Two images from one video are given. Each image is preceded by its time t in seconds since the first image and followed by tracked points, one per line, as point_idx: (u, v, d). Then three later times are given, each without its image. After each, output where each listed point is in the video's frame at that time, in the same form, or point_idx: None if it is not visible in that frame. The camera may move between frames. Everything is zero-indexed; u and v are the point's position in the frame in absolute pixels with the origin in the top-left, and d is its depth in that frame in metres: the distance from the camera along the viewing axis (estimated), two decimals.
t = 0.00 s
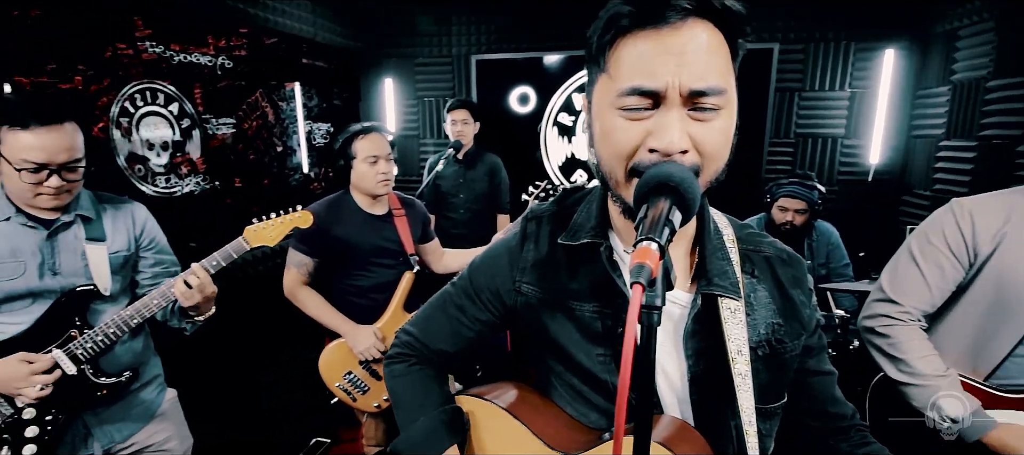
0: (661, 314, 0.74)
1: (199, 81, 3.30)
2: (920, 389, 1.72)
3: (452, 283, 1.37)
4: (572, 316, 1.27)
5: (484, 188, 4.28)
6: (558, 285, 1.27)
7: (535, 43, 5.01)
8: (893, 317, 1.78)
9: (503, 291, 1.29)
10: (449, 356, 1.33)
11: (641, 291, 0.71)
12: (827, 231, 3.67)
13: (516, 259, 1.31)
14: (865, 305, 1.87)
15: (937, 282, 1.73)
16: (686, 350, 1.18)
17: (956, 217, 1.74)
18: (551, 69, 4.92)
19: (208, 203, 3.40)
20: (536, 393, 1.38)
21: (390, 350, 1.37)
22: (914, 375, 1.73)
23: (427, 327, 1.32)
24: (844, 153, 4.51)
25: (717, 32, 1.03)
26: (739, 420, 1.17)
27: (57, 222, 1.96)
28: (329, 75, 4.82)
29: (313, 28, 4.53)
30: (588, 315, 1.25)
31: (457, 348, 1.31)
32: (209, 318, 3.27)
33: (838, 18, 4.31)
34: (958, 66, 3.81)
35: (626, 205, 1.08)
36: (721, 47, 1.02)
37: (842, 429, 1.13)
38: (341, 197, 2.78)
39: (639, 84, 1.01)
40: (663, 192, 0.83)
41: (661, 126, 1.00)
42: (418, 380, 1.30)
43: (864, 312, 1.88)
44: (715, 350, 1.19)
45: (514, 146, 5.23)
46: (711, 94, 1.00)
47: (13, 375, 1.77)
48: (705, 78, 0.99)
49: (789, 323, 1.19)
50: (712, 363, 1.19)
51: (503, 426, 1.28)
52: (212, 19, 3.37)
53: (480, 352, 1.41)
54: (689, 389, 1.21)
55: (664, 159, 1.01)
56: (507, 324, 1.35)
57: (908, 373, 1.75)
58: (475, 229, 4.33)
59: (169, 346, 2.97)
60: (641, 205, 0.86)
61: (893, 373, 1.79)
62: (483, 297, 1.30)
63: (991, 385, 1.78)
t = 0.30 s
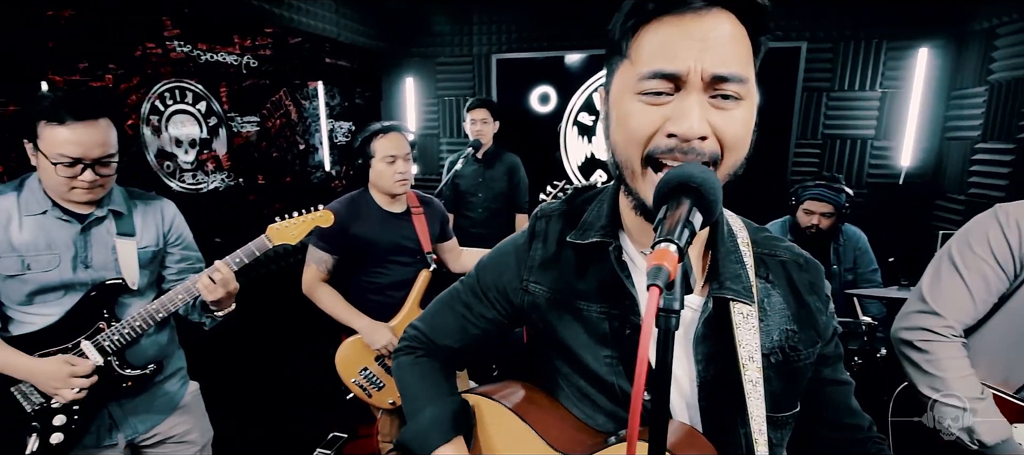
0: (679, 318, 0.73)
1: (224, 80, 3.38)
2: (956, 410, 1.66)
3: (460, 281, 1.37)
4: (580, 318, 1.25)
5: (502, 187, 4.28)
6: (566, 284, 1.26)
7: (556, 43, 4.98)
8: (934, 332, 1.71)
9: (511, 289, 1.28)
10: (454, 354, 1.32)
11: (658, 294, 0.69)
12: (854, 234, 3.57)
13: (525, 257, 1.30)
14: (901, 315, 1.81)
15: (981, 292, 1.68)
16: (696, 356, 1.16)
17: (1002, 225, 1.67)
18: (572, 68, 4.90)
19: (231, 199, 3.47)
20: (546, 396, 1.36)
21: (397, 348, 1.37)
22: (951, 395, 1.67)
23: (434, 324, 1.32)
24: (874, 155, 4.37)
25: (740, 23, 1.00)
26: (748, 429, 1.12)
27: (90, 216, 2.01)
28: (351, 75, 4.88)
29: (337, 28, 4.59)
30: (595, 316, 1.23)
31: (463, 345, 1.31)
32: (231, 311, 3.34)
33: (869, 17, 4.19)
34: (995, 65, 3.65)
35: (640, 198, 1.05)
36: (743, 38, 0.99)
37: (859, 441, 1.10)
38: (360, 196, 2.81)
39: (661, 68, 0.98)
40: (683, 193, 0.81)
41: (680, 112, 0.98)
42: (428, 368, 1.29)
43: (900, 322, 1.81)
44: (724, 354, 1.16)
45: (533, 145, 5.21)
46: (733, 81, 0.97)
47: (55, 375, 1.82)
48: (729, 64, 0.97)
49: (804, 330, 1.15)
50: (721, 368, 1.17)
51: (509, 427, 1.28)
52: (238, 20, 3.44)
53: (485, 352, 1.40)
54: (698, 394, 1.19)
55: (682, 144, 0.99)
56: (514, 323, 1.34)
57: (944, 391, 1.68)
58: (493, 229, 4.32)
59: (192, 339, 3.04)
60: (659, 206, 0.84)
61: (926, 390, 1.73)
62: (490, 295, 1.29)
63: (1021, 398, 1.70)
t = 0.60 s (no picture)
0: (691, 321, 0.71)
1: (247, 81, 3.43)
2: (992, 424, 1.58)
3: (474, 281, 1.36)
4: (596, 317, 1.24)
5: (520, 187, 4.28)
6: (583, 283, 1.24)
7: (574, 41, 4.95)
8: (967, 340, 1.64)
9: (526, 289, 1.28)
10: (471, 355, 1.32)
11: (667, 296, 0.66)
12: (882, 236, 3.47)
13: (540, 257, 1.29)
14: (931, 321, 1.75)
15: (1015, 298, 1.61)
16: (715, 356, 1.13)
17: None
18: (591, 67, 4.87)
19: (253, 198, 3.53)
20: (560, 396, 1.35)
21: (413, 349, 1.37)
22: (984, 407, 1.59)
23: (450, 325, 1.31)
24: (903, 154, 4.25)
25: (764, 22, 0.98)
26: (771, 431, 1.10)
27: (115, 215, 2.07)
28: (371, 75, 4.93)
29: (356, 29, 4.63)
30: (612, 316, 1.22)
31: (480, 346, 1.31)
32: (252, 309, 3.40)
33: (899, 12, 4.06)
34: None
35: (657, 200, 1.03)
36: (767, 39, 0.97)
37: (888, 444, 1.05)
38: (378, 195, 2.84)
39: (679, 71, 0.96)
40: (696, 192, 0.79)
41: (700, 117, 0.95)
42: (440, 374, 1.29)
43: (928, 331, 1.76)
44: (745, 355, 1.14)
45: (551, 145, 5.19)
46: (756, 84, 0.95)
47: (75, 366, 1.88)
48: (751, 67, 0.94)
49: (829, 330, 1.12)
50: (741, 370, 1.14)
51: (523, 430, 1.27)
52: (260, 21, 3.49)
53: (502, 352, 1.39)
54: (718, 396, 1.16)
55: (702, 150, 0.96)
56: (530, 322, 1.33)
57: (977, 403, 1.61)
58: (510, 228, 4.32)
59: (215, 335, 3.10)
60: (674, 204, 0.82)
61: (957, 402, 1.68)
62: (506, 295, 1.29)
63: None
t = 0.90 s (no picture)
0: (689, 324, 0.70)
1: (246, 84, 3.43)
2: (989, 423, 1.59)
3: (477, 286, 1.36)
4: (599, 322, 1.23)
5: (520, 188, 4.28)
6: (585, 290, 1.24)
7: (574, 42, 4.95)
8: (959, 342, 1.64)
9: (528, 295, 1.27)
10: (473, 360, 1.31)
11: (664, 299, 0.65)
12: (883, 235, 3.45)
13: (543, 263, 1.28)
14: (924, 324, 1.75)
15: (1007, 299, 1.60)
16: (719, 362, 1.13)
17: None
18: (591, 68, 4.86)
19: (253, 201, 3.53)
20: (563, 399, 1.35)
21: (415, 353, 1.37)
22: (981, 407, 1.59)
23: (452, 330, 1.31)
24: (903, 153, 4.24)
25: (761, 23, 0.97)
26: (775, 437, 1.10)
27: (110, 218, 2.06)
28: (370, 77, 4.92)
29: (356, 31, 4.63)
30: (616, 322, 1.21)
31: (482, 351, 1.30)
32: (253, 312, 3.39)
33: (900, 10, 4.05)
34: None
35: (658, 206, 1.03)
36: (764, 38, 0.96)
37: (893, 448, 1.06)
38: (377, 198, 2.83)
39: (676, 75, 0.95)
40: (695, 194, 0.78)
41: (698, 120, 0.94)
42: (440, 382, 1.30)
43: (923, 333, 1.75)
44: (748, 361, 1.13)
45: (551, 146, 5.19)
46: (754, 85, 0.94)
47: (68, 368, 1.88)
48: (748, 69, 0.93)
49: (833, 335, 1.11)
50: (745, 375, 1.14)
51: (526, 433, 1.26)
52: (259, 24, 3.49)
53: (504, 356, 1.39)
54: (721, 401, 1.15)
55: (701, 154, 0.95)
56: (533, 328, 1.33)
57: (976, 404, 1.61)
58: (511, 230, 4.31)
59: (216, 338, 3.09)
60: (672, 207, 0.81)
61: (956, 402, 1.66)
62: (508, 300, 1.28)
63: None
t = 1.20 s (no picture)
0: (676, 322, 0.70)
1: (223, 83, 3.36)
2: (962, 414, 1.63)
3: (462, 286, 1.34)
4: (585, 321, 1.22)
5: (504, 188, 4.26)
6: (571, 289, 1.23)
7: (557, 41, 4.95)
8: (929, 336, 1.67)
9: (514, 294, 1.26)
10: (460, 361, 1.30)
11: (651, 298, 0.65)
12: (861, 232, 3.52)
13: (528, 262, 1.27)
14: (898, 321, 1.78)
15: (976, 297, 1.64)
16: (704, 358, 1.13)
17: (996, 226, 1.62)
18: (575, 67, 4.87)
19: (232, 203, 3.46)
20: (552, 397, 1.34)
21: (402, 354, 1.35)
22: (954, 399, 1.64)
23: (438, 330, 1.29)
24: (880, 150, 4.32)
25: (741, 18, 0.97)
26: (760, 432, 1.10)
27: (84, 222, 2.00)
28: (352, 77, 4.86)
29: (336, 29, 4.57)
30: (602, 321, 1.21)
31: (468, 352, 1.29)
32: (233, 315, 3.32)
33: (876, 11, 4.13)
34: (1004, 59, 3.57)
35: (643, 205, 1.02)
36: (744, 33, 0.96)
37: (876, 442, 1.06)
38: (359, 199, 2.79)
39: (656, 71, 0.95)
40: (679, 192, 0.78)
41: (679, 117, 0.94)
42: (429, 381, 1.28)
43: (897, 328, 1.78)
44: (733, 358, 1.13)
45: (535, 145, 5.18)
46: (734, 81, 0.94)
47: (41, 375, 1.82)
48: (728, 65, 0.93)
49: (817, 329, 1.12)
50: (729, 371, 1.14)
51: (514, 432, 1.25)
52: (236, 21, 3.41)
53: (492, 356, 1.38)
54: (708, 398, 1.16)
55: (683, 152, 0.94)
56: (520, 328, 1.32)
57: (948, 395, 1.65)
58: (495, 230, 4.29)
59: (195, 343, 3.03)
60: (656, 205, 0.81)
61: (930, 396, 1.70)
62: (494, 300, 1.27)
63: None
